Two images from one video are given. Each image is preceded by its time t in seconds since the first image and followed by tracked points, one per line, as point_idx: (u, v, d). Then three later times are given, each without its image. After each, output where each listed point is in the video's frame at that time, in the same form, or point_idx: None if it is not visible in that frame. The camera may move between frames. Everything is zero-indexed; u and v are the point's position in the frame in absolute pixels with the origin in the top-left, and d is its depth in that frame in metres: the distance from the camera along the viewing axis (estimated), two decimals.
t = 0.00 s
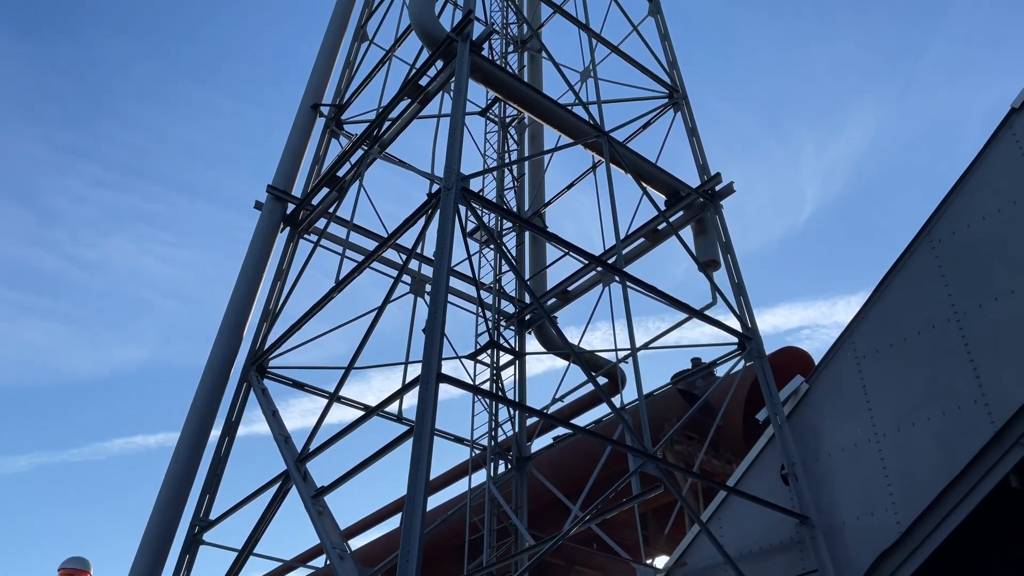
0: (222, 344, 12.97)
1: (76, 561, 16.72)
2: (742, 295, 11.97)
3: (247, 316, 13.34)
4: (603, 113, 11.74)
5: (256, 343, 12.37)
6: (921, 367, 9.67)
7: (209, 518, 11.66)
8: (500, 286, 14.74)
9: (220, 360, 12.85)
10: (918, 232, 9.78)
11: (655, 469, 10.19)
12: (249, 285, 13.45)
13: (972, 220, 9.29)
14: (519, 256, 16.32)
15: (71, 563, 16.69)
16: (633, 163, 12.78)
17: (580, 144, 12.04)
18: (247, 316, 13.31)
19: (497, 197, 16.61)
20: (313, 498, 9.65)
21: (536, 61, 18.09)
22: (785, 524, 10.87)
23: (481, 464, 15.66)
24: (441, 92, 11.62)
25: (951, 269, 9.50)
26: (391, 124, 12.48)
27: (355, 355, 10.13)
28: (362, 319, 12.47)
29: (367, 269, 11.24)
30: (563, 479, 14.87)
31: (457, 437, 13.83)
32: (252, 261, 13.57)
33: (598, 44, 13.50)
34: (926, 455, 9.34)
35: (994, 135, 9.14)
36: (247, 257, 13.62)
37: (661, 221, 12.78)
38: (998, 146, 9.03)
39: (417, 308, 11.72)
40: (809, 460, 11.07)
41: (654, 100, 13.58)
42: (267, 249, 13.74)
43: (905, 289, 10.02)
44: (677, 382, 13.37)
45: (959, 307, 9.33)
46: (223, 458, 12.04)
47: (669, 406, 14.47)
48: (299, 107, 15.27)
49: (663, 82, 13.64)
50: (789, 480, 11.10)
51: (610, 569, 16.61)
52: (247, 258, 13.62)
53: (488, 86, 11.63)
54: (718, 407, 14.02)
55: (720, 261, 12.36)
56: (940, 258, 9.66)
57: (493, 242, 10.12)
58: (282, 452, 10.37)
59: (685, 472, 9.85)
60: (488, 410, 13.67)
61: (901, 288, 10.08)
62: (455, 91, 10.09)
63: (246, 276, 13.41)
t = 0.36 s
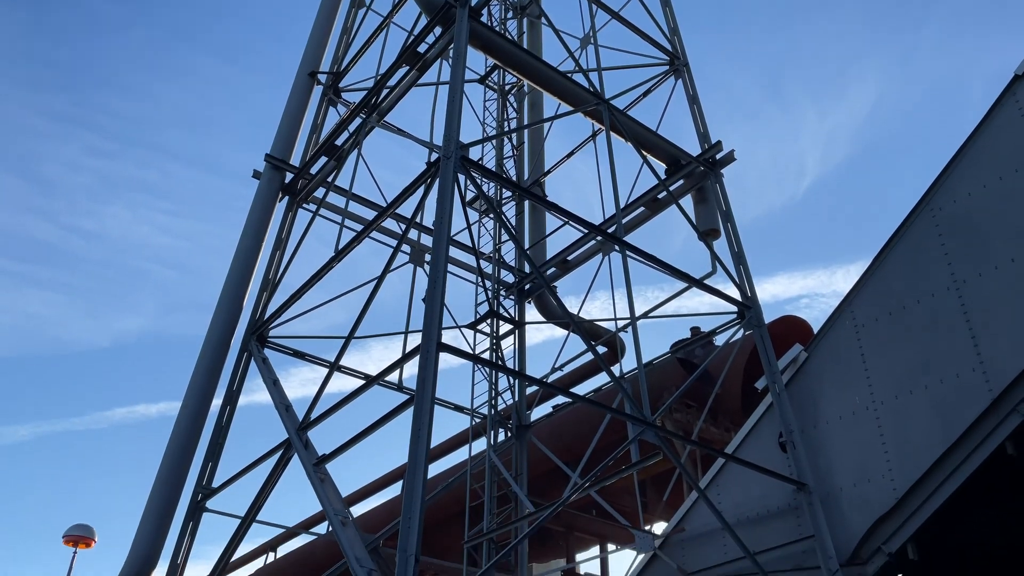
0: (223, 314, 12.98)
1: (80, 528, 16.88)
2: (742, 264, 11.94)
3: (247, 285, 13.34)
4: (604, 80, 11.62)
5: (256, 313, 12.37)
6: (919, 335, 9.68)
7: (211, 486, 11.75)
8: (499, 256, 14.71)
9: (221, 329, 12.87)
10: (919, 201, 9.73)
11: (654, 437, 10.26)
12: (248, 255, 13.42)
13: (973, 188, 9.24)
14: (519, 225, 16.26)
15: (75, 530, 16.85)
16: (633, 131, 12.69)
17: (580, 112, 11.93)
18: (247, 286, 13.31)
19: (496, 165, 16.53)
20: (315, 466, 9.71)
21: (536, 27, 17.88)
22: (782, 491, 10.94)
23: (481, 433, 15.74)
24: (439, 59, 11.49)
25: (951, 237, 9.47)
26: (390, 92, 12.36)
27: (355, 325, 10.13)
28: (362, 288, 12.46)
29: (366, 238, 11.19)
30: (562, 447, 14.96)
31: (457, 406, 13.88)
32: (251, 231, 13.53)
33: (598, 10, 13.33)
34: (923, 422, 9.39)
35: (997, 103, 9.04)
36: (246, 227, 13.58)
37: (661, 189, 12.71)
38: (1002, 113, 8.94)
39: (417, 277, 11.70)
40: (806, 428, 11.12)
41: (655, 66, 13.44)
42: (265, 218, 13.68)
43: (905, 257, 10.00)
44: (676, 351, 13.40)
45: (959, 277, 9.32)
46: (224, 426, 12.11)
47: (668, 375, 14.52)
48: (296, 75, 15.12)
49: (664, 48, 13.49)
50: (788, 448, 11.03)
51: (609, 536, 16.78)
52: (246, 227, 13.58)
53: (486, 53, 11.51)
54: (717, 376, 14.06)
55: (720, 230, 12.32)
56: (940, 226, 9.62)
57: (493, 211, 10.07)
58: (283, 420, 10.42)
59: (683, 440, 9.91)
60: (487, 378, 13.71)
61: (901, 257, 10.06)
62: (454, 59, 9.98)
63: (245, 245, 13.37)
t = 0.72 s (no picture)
0: (223, 281, 12.98)
1: (85, 494, 17.04)
2: (742, 230, 11.92)
3: (247, 252, 13.33)
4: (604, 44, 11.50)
5: (256, 280, 12.37)
6: (919, 300, 9.70)
7: (214, 452, 11.84)
8: (499, 223, 14.68)
9: (221, 296, 12.88)
10: (921, 165, 9.68)
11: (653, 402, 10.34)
12: (247, 222, 13.38)
13: (976, 152, 9.19)
14: (519, 192, 16.20)
15: (80, 496, 17.01)
16: (633, 96, 12.60)
17: (581, 76, 11.84)
18: (247, 254, 13.30)
19: (496, 131, 16.43)
20: (317, 431, 9.78)
21: None
22: (780, 456, 11.03)
23: (481, 399, 15.82)
24: (438, 23, 11.36)
25: (952, 202, 9.44)
26: (388, 57, 12.24)
27: (356, 292, 10.14)
28: (362, 256, 12.45)
29: (365, 205, 11.15)
30: (561, 413, 15.04)
31: (457, 373, 13.94)
32: (250, 198, 13.49)
33: None
34: (920, 387, 9.45)
35: (1001, 66, 8.95)
36: (245, 194, 13.53)
37: (662, 155, 12.64)
38: (1005, 77, 8.85)
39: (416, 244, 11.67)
40: (805, 392, 11.18)
41: (656, 30, 13.29)
42: (264, 185, 13.62)
43: (906, 223, 9.98)
44: (675, 318, 13.43)
45: (960, 242, 9.31)
46: (226, 393, 12.17)
47: (667, 341, 14.55)
48: (293, 39, 14.96)
49: (665, 12, 13.34)
50: (785, 412, 11.05)
51: (608, 500, 16.94)
52: (244, 194, 13.53)
53: (486, 17, 11.45)
54: (716, 342, 14.09)
55: (720, 196, 12.28)
56: (941, 191, 9.59)
57: (492, 177, 10.02)
58: (285, 386, 10.47)
59: (682, 405, 9.98)
60: (487, 345, 13.75)
61: (902, 222, 10.04)
62: (453, 23, 9.86)
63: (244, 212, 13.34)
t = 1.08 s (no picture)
0: (222, 249, 12.97)
1: (89, 460, 17.19)
2: (743, 196, 11.88)
3: (246, 220, 13.30)
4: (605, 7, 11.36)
5: (255, 248, 12.36)
6: (919, 266, 9.70)
7: (217, 419, 11.92)
8: (498, 190, 14.63)
9: (221, 264, 12.88)
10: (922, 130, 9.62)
11: (653, 369, 10.39)
12: (245, 190, 13.34)
13: (978, 117, 9.14)
14: (518, 159, 16.12)
15: (84, 462, 17.17)
16: (634, 61, 12.50)
17: (581, 40, 11.71)
18: (246, 222, 13.27)
19: (495, 97, 16.30)
20: (318, 398, 9.83)
21: None
22: (778, 421, 11.10)
23: (481, 366, 15.88)
24: None
25: (953, 167, 9.40)
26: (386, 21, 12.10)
27: (355, 259, 10.13)
28: (361, 223, 12.41)
29: (364, 173, 11.09)
30: (561, 380, 15.10)
31: (457, 341, 13.98)
32: (248, 165, 13.43)
33: None
34: (919, 351, 9.49)
35: (1005, 29, 8.85)
36: (243, 161, 13.47)
37: (662, 121, 12.55)
38: (1009, 40, 8.76)
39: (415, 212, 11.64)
40: (803, 358, 11.22)
41: None
42: (262, 152, 13.55)
43: (907, 188, 9.95)
44: (675, 284, 13.43)
45: (960, 208, 9.29)
46: (227, 360, 12.22)
47: (667, 308, 14.57)
48: (289, 4, 14.78)
49: None
50: (784, 378, 11.10)
51: (607, 465, 17.07)
52: (243, 161, 13.47)
53: None
54: (716, 309, 14.10)
55: (721, 161, 12.22)
56: (942, 156, 9.55)
57: (492, 144, 9.96)
58: (286, 354, 10.51)
59: (682, 371, 10.03)
60: (487, 313, 13.78)
61: (903, 188, 10.01)
62: None
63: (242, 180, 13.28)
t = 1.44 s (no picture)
0: (221, 212, 12.93)
1: (92, 424, 17.32)
2: (743, 157, 11.82)
3: (244, 184, 13.23)
4: None
5: (254, 212, 12.31)
6: (920, 227, 9.68)
7: (219, 381, 11.99)
8: (498, 153, 14.55)
9: (219, 229, 12.85)
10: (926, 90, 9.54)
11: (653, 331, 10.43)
12: (243, 153, 13.25)
13: (982, 77, 9.04)
14: (518, 120, 16.00)
15: (88, 425, 17.30)
16: (635, 20, 12.36)
17: None
18: (244, 185, 13.20)
19: (494, 58, 16.12)
20: (319, 361, 9.87)
21: None
22: (777, 382, 11.16)
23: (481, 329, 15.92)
24: None
25: (957, 128, 9.33)
26: None
27: (355, 222, 10.10)
28: (359, 185, 12.35)
29: (362, 135, 10.99)
30: (562, 343, 15.15)
31: (458, 304, 14.00)
32: (245, 128, 13.33)
33: None
34: (918, 313, 9.51)
35: None
36: (240, 124, 13.36)
37: (663, 81, 12.43)
38: None
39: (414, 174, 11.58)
40: (803, 320, 11.22)
41: None
42: (259, 115, 13.43)
43: (910, 149, 9.89)
44: (675, 247, 13.40)
45: (963, 169, 9.23)
46: (228, 324, 12.25)
47: (667, 270, 14.55)
48: None
49: None
50: (783, 339, 11.14)
51: (606, 427, 17.21)
52: (240, 124, 13.36)
53: None
54: (715, 272, 14.08)
55: (722, 122, 12.14)
56: (946, 117, 9.47)
57: (491, 105, 9.87)
58: (286, 317, 10.53)
59: (681, 334, 10.06)
60: (487, 276, 13.77)
61: (906, 148, 9.94)
62: None
63: (239, 143, 13.18)
